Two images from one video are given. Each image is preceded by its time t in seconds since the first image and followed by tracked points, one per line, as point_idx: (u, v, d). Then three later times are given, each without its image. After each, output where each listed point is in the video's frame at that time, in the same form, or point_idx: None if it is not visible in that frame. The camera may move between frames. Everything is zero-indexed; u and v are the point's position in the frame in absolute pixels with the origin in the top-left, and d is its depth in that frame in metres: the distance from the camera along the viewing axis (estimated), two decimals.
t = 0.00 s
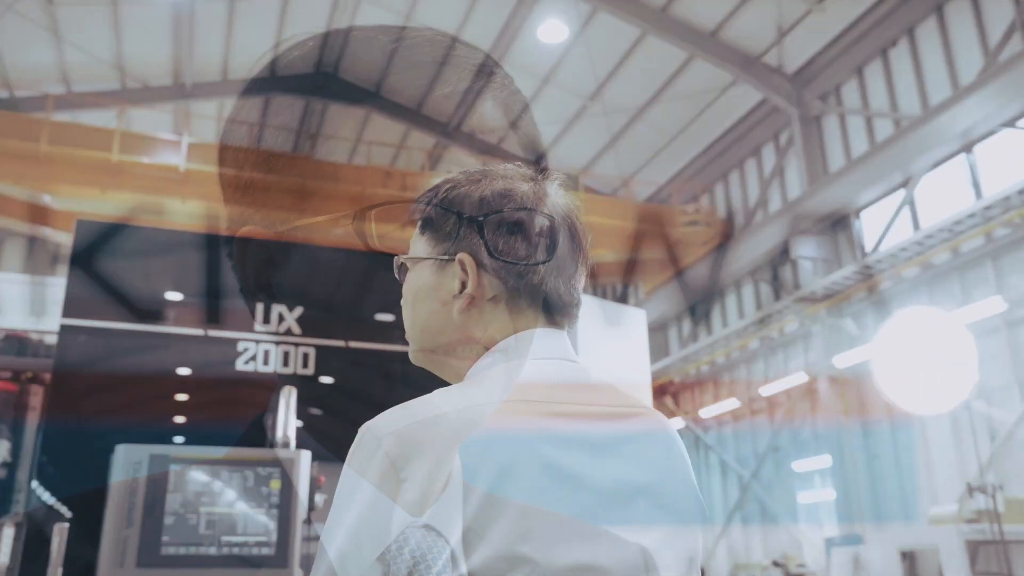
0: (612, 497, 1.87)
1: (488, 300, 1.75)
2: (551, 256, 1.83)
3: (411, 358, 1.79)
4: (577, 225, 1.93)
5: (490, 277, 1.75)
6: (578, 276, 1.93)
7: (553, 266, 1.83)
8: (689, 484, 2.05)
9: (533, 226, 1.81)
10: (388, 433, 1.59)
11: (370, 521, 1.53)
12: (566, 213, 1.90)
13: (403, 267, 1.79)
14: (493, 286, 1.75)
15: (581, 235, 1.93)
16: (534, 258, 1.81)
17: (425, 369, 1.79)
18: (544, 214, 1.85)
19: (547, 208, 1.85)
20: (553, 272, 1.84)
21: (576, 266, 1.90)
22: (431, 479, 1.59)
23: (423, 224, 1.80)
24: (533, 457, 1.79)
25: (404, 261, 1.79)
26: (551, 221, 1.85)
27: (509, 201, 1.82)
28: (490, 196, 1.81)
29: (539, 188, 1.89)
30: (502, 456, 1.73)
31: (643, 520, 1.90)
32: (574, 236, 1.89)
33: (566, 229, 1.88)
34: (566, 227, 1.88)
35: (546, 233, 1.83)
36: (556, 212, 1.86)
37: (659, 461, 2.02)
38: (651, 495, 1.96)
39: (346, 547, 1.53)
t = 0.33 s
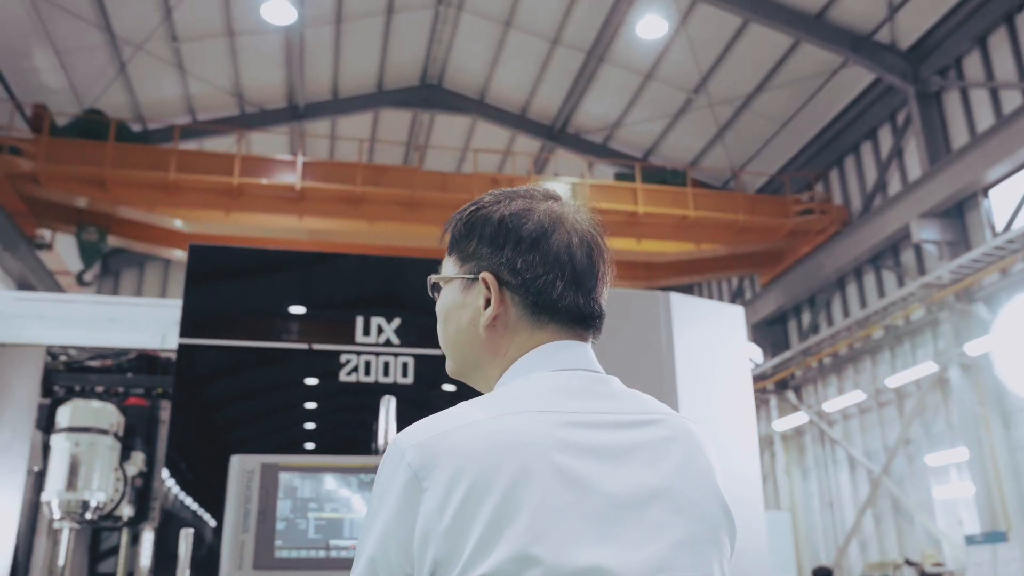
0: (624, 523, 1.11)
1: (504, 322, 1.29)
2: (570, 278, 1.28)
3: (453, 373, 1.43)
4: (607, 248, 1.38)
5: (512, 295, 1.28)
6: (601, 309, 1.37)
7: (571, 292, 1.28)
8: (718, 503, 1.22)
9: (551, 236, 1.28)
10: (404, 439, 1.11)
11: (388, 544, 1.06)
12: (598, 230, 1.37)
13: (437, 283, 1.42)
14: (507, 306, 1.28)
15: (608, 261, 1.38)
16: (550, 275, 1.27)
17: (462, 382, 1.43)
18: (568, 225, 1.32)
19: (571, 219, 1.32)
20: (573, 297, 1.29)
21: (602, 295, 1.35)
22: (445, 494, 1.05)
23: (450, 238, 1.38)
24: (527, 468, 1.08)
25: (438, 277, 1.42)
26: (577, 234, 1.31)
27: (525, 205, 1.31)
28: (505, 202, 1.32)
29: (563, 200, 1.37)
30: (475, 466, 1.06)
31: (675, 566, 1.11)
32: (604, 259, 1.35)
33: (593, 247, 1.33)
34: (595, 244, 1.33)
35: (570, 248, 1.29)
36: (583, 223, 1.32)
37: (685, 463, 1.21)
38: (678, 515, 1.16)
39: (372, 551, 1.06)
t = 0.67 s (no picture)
0: (659, 528, 1.15)
1: (550, 338, 1.36)
2: (610, 295, 1.33)
3: (509, 386, 1.49)
4: (649, 263, 1.42)
5: (557, 313, 1.35)
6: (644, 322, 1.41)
7: (611, 308, 1.34)
8: (759, 505, 1.23)
9: (590, 257, 1.34)
10: (454, 450, 1.18)
11: (443, 547, 1.14)
12: (640, 246, 1.41)
13: (489, 303, 1.48)
14: (550, 324, 1.35)
15: (650, 276, 1.43)
16: (590, 293, 1.33)
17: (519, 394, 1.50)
18: (609, 243, 1.37)
19: (612, 238, 1.37)
20: (613, 312, 1.34)
21: (645, 308, 1.39)
22: (491, 502, 1.12)
23: (501, 259, 1.45)
24: (564, 476, 1.13)
25: (490, 297, 1.48)
26: (617, 252, 1.36)
27: (567, 227, 1.37)
28: (550, 226, 1.39)
29: (605, 220, 1.42)
30: (515, 475, 1.13)
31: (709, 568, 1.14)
32: (646, 273, 1.39)
33: (633, 263, 1.37)
34: (636, 261, 1.38)
35: (610, 265, 1.35)
36: (623, 241, 1.37)
37: (725, 466, 1.23)
38: (714, 520, 1.18)
39: (428, 555, 1.14)
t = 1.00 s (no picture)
0: (676, 522, 1.21)
1: (574, 348, 1.44)
2: (623, 304, 1.39)
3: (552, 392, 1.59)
4: (672, 271, 1.46)
5: (576, 325, 1.43)
6: (667, 327, 1.45)
7: (626, 318, 1.39)
8: (776, 500, 1.28)
9: (606, 270, 1.40)
10: (489, 451, 1.27)
11: (476, 540, 1.24)
12: (663, 254, 1.45)
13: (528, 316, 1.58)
14: (573, 335, 1.43)
15: (674, 283, 1.46)
16: (602, 304, 1.40)
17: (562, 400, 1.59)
18: (627, 254, 1.42)
19: (630, 249, 1.42)
20: (626, 322, 1.39)
21: (664, 314, 1.43)
22: (519, 500, 1.21)
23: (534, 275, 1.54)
24: (584, 475, 1.21)
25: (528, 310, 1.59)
26: (634, 262, 1.41)
27: (588, 242, 1.44)
28: (576, 243, 1.46)
29: (629, 232, 1.47)
30: (540, 474, 1.22)
31: (722, 560, 1.20)
32: (666, 280, 1.43)
33: (651, 273, 1.41)
34: (654, 269, 1.42)
35: (626, 276, 1.40)
36: (641, 251, 1.42)
37: (741, 464, 1.28)
38: (729, 517, 1.23)
39: (466, 548, 1.25)
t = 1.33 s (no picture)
0: (667, 524, 1.26)
1: (576, 366, 1.48)
2: (602, 324, 1.41)
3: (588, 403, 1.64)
4: (665, 285, 1.44)
5: (570, 345, 1.47)
6: (661, 342, 1.44)
7: (607, 338, 1.41)
8: (768, 506, 1.30)
9: (586, 292, 1.43)
10: (500, 459, 1.36)
11: (488, 541, 1.34)
12: (655, 269, 1.43)
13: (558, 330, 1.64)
14: (572, 356, 1.48)
15: (668, 297, 1.44)
16: (586, 324, 1.43)
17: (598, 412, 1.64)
18: (609, 276, 1.43)
19: (612, 268, 1.43)
20: (606, 341, 1.42)
21: (652, 330, 1.42)
22: (522, 503, 1.30)
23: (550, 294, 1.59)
24: (578, 481, 1.28)
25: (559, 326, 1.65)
26: (615, 282, 1.42)
27: (579, 264, 1.47)
28: (578, 265, 1.50)
29: (623, 250, 1.47)
30: (537, 480, 1.30)
31: (710, 562, 1.24)
32: (652, 296, 1.41)
33: (631, 290, 1.41)
34: (635, 286, 1.41)
35: (605, 298, 1.41)
36: (623, 270, 1.42)
37: (732, 470, 1.31)
38: (718, 520, 1.27)
39: (481, 546, 1.35)
